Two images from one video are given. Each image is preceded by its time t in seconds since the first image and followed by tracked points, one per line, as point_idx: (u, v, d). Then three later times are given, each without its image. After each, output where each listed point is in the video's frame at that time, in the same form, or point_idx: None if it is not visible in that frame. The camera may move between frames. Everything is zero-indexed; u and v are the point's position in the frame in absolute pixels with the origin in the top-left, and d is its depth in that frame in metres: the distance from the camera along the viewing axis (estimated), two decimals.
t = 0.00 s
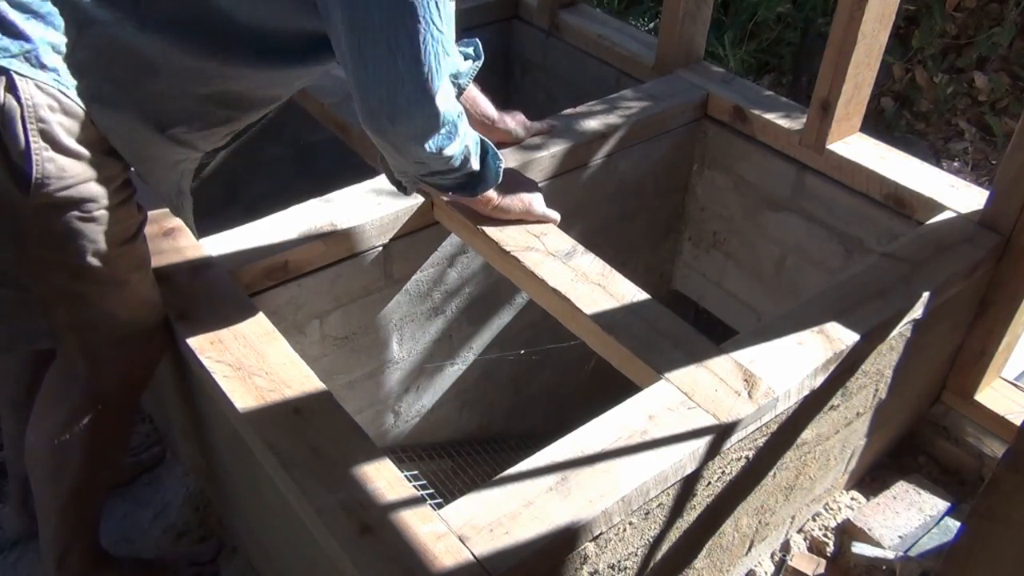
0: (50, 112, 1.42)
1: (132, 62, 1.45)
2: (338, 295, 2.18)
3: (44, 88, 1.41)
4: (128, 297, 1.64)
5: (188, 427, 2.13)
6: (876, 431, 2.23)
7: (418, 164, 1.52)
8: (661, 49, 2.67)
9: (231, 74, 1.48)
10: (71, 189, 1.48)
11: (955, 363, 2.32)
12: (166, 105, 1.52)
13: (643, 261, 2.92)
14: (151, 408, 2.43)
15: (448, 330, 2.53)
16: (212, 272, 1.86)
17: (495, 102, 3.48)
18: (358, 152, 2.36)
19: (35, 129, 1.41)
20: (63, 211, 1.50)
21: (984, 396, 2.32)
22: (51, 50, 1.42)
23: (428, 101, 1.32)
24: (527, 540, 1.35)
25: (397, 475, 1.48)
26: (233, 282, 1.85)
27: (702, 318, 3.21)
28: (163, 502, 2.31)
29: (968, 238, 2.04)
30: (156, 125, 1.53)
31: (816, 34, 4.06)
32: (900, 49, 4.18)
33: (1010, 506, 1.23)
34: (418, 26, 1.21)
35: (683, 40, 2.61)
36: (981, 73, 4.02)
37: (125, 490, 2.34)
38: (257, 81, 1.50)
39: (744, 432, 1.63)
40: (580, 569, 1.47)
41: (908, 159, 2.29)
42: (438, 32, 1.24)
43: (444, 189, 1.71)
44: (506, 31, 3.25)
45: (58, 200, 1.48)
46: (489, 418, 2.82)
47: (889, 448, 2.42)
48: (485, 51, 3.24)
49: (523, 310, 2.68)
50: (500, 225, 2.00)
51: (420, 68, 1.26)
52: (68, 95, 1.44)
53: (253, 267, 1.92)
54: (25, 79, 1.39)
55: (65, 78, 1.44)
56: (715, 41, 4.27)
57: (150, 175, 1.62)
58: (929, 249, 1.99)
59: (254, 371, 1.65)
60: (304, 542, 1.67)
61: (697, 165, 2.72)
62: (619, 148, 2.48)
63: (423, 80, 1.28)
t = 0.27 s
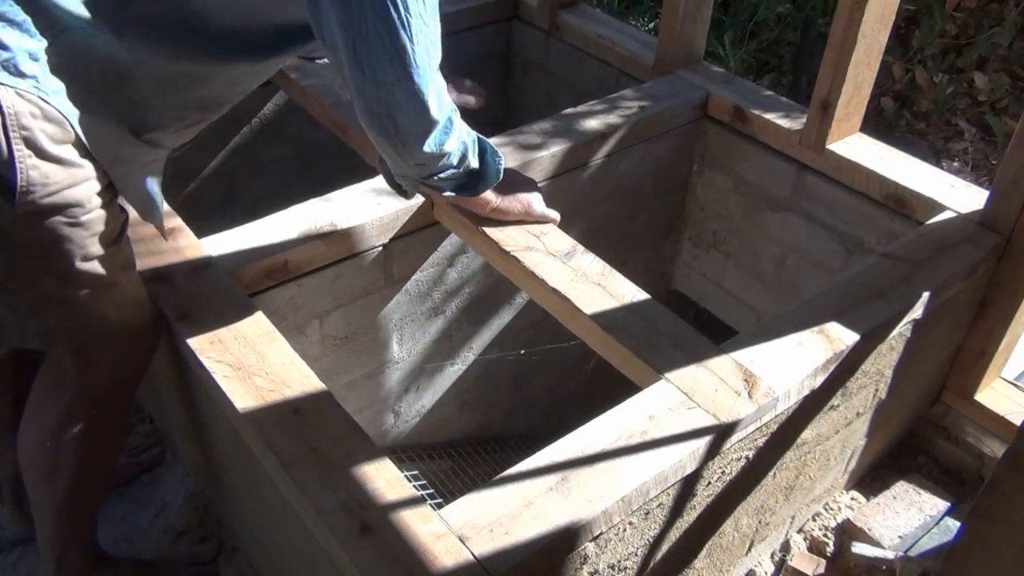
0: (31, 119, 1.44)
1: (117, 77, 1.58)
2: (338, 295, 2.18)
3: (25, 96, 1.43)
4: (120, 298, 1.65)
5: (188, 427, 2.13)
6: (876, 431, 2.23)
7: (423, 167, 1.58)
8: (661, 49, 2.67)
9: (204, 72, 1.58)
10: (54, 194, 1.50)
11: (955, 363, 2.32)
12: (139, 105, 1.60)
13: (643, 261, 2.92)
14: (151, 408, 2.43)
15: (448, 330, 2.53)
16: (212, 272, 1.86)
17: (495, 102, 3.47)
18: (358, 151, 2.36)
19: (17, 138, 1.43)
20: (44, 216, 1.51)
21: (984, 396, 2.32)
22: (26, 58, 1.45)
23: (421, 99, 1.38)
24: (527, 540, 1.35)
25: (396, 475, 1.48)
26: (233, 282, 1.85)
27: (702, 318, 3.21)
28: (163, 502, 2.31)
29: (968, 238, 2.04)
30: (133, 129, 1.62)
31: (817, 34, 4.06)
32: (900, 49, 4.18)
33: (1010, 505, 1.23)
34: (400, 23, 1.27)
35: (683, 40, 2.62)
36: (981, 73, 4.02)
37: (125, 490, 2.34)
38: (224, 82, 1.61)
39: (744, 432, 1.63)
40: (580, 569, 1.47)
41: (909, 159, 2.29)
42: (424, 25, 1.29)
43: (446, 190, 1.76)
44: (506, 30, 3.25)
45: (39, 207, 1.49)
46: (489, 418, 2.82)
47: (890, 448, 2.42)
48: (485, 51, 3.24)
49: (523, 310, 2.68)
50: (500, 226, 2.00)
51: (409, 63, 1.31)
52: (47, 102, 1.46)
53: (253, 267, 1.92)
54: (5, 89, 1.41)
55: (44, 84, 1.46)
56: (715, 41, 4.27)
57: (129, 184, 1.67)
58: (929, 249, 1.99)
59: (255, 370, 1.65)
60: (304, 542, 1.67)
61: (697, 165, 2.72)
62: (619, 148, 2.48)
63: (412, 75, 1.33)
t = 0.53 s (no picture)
0: (74, 121, 1.41)
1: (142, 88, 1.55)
2: (338, 295, 2.18)
3: (69, 99, 1.40)
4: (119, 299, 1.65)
5: (188, 427, 2.13)
6: (876, 431, 2.23)
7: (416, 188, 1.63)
8: (661, 49, 2.67)
9: (221, 79, 1.59)
10: (88, 195, 1.47)
11: (955, 363, 2.32)
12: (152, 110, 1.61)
13: (643, 261, 2.92)
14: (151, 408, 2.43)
15: (448, 330, 2.53)
16: (212, 272, 1.86)
17: (495, 102, 3.47)
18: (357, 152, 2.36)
19: (60, 139, 1.40)
20: (72, 216, 1.48)
21: (984, 396, 2.32)
22: (71, 62, 1.41)
23: (419, 123, 1.44)
24: (527, 540, 1.35)
25: (396, 475, 1.48)
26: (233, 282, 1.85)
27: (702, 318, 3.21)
28: (163, 502, 2.31)
29: (968, 238, 2.04)
30: (155, 134, 1.64)
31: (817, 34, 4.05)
32: (900, 49, 4.18)
33: (1011, 505, 1.23)
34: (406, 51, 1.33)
35: (683, 40, 2.62)
36: (981, 73, 4.02)
37: (125, 490, 2.34)
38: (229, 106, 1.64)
39: (744, 432, 1.63)
40: (580, 569, 1.47)
41: (909, 159, 2.29)
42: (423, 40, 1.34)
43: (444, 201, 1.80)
44: (506, 30, 3.25)
45: (71, 207, 1.47)
46: (489, 418, 2.82)
47: (889, 448, 2.41)
48: (485, 51, 3.24)
49: (523, 310, 2.68)
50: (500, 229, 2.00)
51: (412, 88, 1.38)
52: (89, 106, 1.42)
53: (253, 267, 1.92)
54: (52, 90, 1.38)
55: (83, 87, 1.42)
56: (715, 41, 4.27)
57: (142, 184, 1.69)
58: (929, 249, 1.99)
59: (254, 370, 1.65)
60: (304, 542, 1.67)
61: (697, 165, 2.72)
62: (619, 149, 2.48)
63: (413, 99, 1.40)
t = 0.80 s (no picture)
0: (76, 105, 1.39)
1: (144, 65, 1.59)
2: (338, 295, 2.18)
3: (70, 81, 1.38)
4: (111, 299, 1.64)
5: (188, 427, 2.13)
6: (876, 431, 2.23)
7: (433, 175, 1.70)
8: (661, 49, 2.67)
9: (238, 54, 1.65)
10: (90, 181, 1.46)
11: (955, 364, 2.33)
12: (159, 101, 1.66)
13: (643, 262, 2.92)
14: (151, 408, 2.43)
15: (448, 330, 2.53)
16: (211, 272, 1.86)
17: (495, 102, 3.48)
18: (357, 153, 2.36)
19: (62, 121, 1.38)
20: (73, 202, 1.46)
21: (984, 396, 2.32)
22: (77, 45, 1.38)
23: (434, 96, 1.49)
24: (527, 540, 1.35)
25: (396, 475, 1.48)
26: (234, 282, 1.85)
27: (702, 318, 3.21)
28: (163, 502, 2.31)
29: (968, 238, 2.04)
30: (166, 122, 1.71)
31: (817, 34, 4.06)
32: (900, 49, 4.18)
33: (1011, 506, 1.23)
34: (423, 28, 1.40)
35: (683, 40, 2.62)
36: (981, 73, 4.02)
37: (125, 490, 2.34)
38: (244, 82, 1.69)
39: (744, 432, 1.63)
40: (580, 569, 1.47)
41: (909, 159, 2.29)
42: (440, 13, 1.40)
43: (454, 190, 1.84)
44: (506, 31, 3.25)
45: (72, 193, 1.45)
46: (489, 418, 2.82)
47: (889, 448, 2.41)
48: (485, 51, 3.24)
49: (523, 310, 2.68)
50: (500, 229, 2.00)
51: (429, 64, 1.45)
52: (91, 89, 1.41)
53: (253, 268, 1.92)
54: (54, 72, 1.36)
55: (86, 71, 1.41)
56: (715, 41, 4.27)
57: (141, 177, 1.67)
58: (929, 249, 1.99)
59: (254, 370, 1.65)
60: (304, 542, 1.67)
61: (697, 165, 2.72)
62: (619, 149, 2.48)
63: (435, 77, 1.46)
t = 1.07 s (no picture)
0: (17, 103, 1.37)
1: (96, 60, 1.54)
2: (338, 295, 2.18)
3: (11, 79, 1.36)
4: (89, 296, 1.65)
5: (188, 427, 2.13)
6: (876, 431, 2.23)
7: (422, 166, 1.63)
8: (661, 49, 2.67)
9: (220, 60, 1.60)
10: (42, 181, 1.45)
11: (955, 364, 2.33)
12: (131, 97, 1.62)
13: (643, 262, 2.92)
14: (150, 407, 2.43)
15: (448, 330, 2.53)
16: (211, 271, 1.86)
17: (495, 102, 3.47)
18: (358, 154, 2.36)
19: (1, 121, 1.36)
20: (26, 203, 1.46)
21: (984, 396, 2.32)
22: (15, 38, 1.36)
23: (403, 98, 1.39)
24: (526, 540, 1.35)
25: (396, 475, 1.48)
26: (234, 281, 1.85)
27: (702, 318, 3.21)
28: (163, 501, 2.31)
29: (968, 238, 2.04)
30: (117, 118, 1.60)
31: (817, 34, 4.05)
32: (900, 49, 4.19)
33: (1010, 506, 1.23)
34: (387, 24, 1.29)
35: (683, 40, 2.62)
36: (981, 73, 4.02)
37: (125, 490, 2.34)
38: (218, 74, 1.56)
39: (744, 432, 1.63)
40: (580, 569, 1.47)
41: (909, 159, 2.29)
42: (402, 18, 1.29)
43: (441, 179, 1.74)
44: (506, 30, 3.25)
45: (23, 193, 1.44)
46: (489, 418, 2.82)
47: (890, 448, 2.41)
48: (485, 51, 3.24)
49: (522, 310, 2.67)
50: (500, 229, 1.99)
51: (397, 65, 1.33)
52: (33, 86, 1.38)
53: (253, 268, 1.92)
54: None
55: (29, 66, 1.38)
56: (715, 41, 4.27)
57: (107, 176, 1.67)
58: (929, 249, 1.99)
59: (254, 370, 1.65)
60: (304, 542, 1.67)
61: (697, 166, 2.72)
62: (619, 149, 2.48)
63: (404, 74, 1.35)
